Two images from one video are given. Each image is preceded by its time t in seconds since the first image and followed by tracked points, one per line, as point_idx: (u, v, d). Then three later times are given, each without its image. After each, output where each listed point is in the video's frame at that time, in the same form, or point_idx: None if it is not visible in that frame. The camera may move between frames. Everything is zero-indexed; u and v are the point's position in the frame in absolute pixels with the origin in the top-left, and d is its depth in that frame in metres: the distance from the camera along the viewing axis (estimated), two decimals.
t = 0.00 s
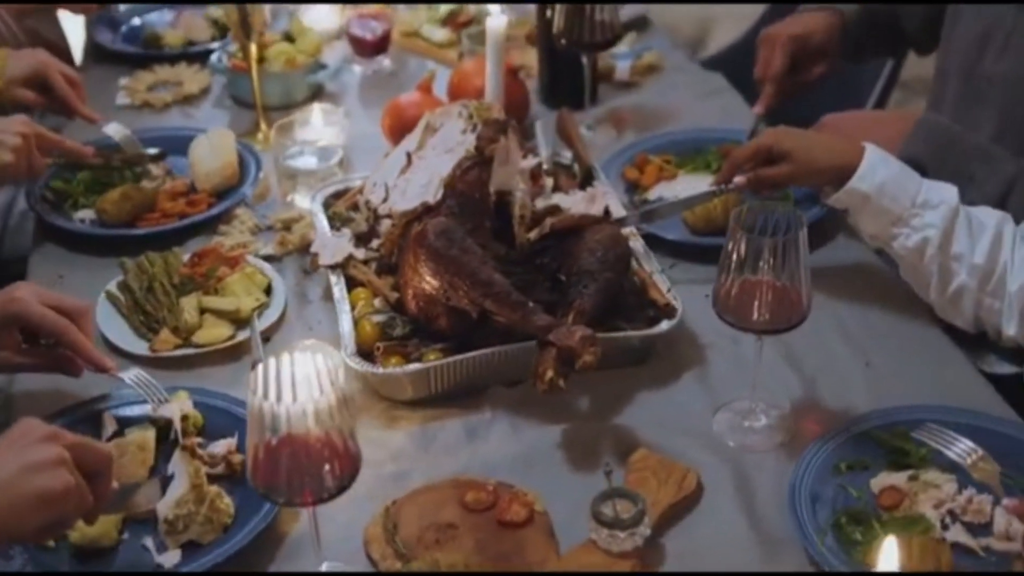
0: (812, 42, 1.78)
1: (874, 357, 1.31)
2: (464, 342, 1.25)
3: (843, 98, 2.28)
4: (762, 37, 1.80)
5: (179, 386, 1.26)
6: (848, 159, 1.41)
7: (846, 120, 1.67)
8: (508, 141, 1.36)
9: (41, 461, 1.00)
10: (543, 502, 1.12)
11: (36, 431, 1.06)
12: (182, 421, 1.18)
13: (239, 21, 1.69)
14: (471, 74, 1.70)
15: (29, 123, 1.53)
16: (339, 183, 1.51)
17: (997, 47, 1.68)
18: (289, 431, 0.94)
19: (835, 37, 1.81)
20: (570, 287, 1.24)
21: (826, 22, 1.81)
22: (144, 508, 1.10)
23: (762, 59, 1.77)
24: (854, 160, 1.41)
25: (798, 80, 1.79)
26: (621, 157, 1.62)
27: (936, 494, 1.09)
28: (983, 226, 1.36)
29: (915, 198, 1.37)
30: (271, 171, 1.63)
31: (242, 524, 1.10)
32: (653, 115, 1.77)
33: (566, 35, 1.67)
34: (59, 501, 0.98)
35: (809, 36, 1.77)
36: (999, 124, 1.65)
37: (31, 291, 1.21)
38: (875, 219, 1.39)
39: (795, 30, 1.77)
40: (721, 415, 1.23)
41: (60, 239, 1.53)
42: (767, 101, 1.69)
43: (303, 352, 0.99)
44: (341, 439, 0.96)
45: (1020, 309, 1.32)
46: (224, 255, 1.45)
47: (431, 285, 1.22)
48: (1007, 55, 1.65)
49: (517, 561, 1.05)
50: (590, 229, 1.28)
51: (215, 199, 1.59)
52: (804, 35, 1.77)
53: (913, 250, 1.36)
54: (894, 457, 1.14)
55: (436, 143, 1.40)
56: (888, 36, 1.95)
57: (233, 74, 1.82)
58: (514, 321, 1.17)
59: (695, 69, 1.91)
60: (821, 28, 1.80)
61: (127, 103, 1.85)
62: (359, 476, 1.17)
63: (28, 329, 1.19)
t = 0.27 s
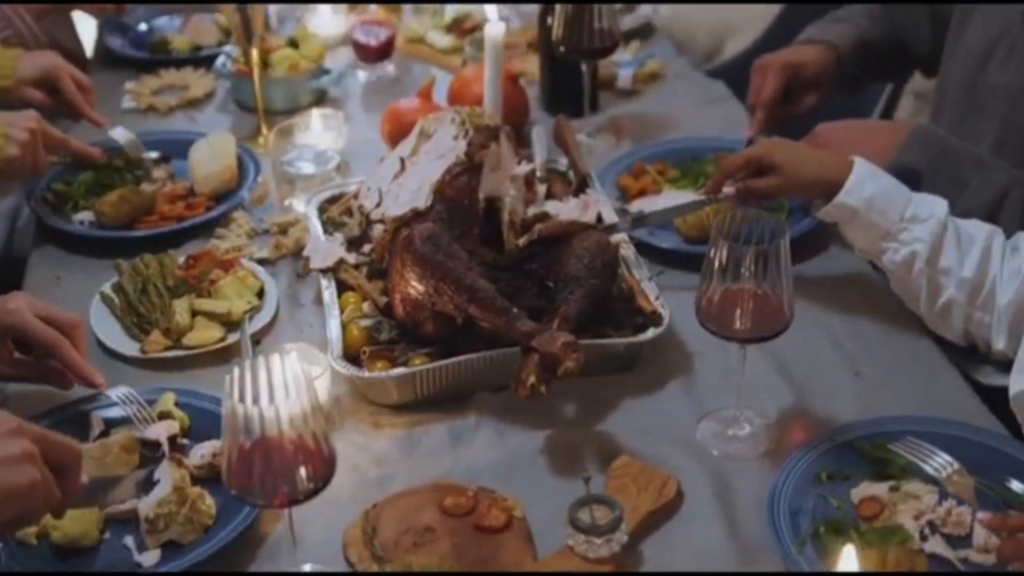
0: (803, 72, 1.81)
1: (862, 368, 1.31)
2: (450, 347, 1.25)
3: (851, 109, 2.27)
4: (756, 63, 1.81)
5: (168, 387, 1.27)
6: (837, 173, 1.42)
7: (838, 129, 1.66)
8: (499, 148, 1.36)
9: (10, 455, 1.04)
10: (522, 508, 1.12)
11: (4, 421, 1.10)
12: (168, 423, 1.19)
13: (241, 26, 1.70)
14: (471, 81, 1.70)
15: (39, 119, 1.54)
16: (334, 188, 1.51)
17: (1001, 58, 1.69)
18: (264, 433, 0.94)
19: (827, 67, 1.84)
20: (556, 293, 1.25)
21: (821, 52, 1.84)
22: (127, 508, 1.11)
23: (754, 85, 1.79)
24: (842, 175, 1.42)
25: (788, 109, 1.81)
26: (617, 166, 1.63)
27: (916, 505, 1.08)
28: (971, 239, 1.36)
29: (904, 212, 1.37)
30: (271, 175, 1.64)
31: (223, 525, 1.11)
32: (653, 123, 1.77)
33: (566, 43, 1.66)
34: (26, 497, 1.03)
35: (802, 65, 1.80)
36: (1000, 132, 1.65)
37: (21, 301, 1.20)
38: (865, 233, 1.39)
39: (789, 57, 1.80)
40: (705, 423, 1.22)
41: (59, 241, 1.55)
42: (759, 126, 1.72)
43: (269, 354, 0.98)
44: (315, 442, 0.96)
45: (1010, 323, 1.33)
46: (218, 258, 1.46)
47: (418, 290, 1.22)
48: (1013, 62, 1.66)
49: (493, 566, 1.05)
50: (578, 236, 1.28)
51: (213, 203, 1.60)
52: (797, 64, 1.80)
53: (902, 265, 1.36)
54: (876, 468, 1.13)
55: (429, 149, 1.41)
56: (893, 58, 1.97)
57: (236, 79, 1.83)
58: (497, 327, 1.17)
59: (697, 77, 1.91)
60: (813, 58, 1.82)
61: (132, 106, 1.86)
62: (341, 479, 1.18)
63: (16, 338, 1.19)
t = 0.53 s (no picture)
0: (810, 58, 1.82)
1: (854, 375, 1.30)
2: (440, 349, 1.26)
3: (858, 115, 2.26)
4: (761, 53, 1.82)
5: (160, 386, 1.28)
6: (828, 178, 1.42)
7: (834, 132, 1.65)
8: (492, 152, 1.36)
9: None
10: (507, 511, 1.12)
11: None
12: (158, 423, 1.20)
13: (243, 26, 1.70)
14: (472, 84, 1.70)
15: (41, 120, 1.54)
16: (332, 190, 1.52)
17: (1009, 63, 1.68)
18: (241, 432, 0.96)
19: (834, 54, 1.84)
20: (546, 297, 1.25)
21: (828, 37, 1.85)
22: (114, 506, 1.12)
23: (759, 75, 1.81)
24: (837, 181, 1.42)
25: (792, 99, 1.82)
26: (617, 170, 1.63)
27: (900, 513, 1.08)
28: (963, 252, 1.37)
29: (897, 221, 1.38)
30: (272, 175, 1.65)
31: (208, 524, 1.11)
32: (655, 128, 1.77)
33: (568, 47, 1.66)
34: None
35: (807, 54, 1.81)
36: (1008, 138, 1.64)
37: (13, 301, 1.22)
38: (857, 240, 1.40)
39: (794, 46, 1.81)
40: (693, 427, 1.22)
41: (61, 240, 1.56)
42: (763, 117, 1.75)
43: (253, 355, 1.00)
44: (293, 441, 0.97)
45: (1003, 336, 1.33)
46: (216, 260, 1.46)
47: (408, 292, 1.23)
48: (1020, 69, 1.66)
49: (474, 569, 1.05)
50: (569, 240, 1.28)
51: (214, 203, 1.61)
52: (803, 53, 1.80)
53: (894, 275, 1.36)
54: (863, 476, 1.13)
55: (425, 152, 1.41)
56: (895, 52, 1.94)
57: (241, 80, 1.84)
58: (485, 330, 1.18)
59: (702, 82, 1.90)
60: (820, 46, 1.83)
61: (138, 108, 1.87)
62: (329, 480, 1.18)
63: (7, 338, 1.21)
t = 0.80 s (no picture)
0: (821, 51, 1.82)
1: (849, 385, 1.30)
2: (432, 353, 1.26)
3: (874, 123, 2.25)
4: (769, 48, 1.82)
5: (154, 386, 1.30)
6: (868, 194, 1.39)
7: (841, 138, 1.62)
8: (489, 157, 1.36)
9: None
10: (492, 515, 1.12)
11: None
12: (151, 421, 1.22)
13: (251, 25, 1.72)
14: (478, 89, 1.71)
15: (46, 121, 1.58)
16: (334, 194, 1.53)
17: (1013, 74, 1.65)
18: (223, 434, 0.96)
19: (846, 46, 1.85)
20: (539, 304, 1.25)
21: (839, 27, 1.85)
22: (104, 505, 1.13)
23: (767, 71, 1.81)
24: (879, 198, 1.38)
25: (800, 94, 1.82)
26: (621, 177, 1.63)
27: (886, 524, 1.07)
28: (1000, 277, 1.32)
29: (936, 241, 1.32)
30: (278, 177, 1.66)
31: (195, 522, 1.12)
32: (662, 135, 1.77)
33: (574, 50, 1.67)
34: None
35: (816, 48, 1.81)
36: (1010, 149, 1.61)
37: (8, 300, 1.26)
38: (893, 259, 1.34)
39: (803, 40, 1.80)
40: (685, 435, 1.22)
41: (67, 239, 1.57)
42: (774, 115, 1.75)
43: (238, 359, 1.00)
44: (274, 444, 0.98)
45: None
46: (218, 261, 1.48)
47: (401, 296, 1.23)
48: None
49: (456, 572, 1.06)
50: (564, 246, 1.28)
51: (219, 205, 1.62)
52: (812, 47, 1.80)
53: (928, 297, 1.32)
54: (851, 486, 1.13)
55: (425, 157, 1.41)
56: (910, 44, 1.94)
57: (251, 83, 1.85)
58: (475, 335, 1.18)
59: (712, 89, 1.90)
60: (831, 39, 1.83)
61: (150, 109, 1.89)
62: (318, 481, 1.19)
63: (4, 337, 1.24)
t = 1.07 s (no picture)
0: (822, 67, 1.87)
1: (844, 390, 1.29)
2: (425, 352, 1.26)
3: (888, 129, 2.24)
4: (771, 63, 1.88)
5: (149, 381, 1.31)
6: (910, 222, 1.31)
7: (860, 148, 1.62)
8: (488, 157, 1.37)
9: None
10: (478, 514, 1.13)
11: None
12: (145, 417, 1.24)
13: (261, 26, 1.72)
14: (485, 89, 1.71)
15: (58, 120, 1.60)
16: (336, 193, 1.54)
17: (1017, 84, 1.62)
18: (205, 431, 0.97)
19: (846, 61, 1.89)
20: (532, 304, 1.25)
21: (840, 44, 1.90)
22: (94, 497, 1.14)
23: (767, 87, 1.87)
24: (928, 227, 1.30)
25: (799, 109, 1.87)
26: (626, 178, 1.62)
27: (872, 529, 1.07)
28: None
29: (988, 276, 1.29)
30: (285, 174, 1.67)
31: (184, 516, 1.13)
32: (669, 137, 1.76)
33: (581, 48, 1.67)
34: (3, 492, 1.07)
35: (815, 65, 1.85)
36: (1012, 157, 1.57)
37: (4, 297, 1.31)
38: (947, 295, 1.30)
39: (803, 56, 1.85)
40: (675, 437, 1.22)
41: (76, 235, 1.58)
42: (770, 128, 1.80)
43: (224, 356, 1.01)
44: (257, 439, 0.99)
45: None
46: (220, 259, 1.48)
47: (394, 295, 1.24)
48: None
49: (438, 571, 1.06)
50: (559, 247, 1.28)
51: (225, 203, 1.63)
52: (811, 63, 1.85)
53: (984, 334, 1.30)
54: (839, 490, 1.12)
55: (425, 157, 1.42)
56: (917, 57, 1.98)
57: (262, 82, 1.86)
58: (466, 334, 1.18)
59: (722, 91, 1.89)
60: (831, 54, 1.88)
61: (163, 107, 1.91)
62: (308, 478, 1.20)
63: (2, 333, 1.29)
